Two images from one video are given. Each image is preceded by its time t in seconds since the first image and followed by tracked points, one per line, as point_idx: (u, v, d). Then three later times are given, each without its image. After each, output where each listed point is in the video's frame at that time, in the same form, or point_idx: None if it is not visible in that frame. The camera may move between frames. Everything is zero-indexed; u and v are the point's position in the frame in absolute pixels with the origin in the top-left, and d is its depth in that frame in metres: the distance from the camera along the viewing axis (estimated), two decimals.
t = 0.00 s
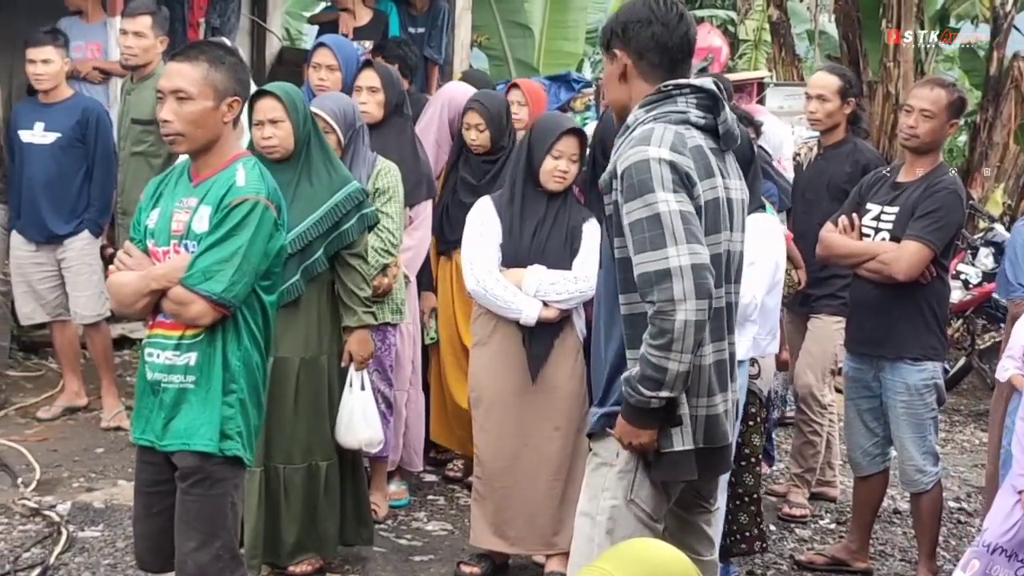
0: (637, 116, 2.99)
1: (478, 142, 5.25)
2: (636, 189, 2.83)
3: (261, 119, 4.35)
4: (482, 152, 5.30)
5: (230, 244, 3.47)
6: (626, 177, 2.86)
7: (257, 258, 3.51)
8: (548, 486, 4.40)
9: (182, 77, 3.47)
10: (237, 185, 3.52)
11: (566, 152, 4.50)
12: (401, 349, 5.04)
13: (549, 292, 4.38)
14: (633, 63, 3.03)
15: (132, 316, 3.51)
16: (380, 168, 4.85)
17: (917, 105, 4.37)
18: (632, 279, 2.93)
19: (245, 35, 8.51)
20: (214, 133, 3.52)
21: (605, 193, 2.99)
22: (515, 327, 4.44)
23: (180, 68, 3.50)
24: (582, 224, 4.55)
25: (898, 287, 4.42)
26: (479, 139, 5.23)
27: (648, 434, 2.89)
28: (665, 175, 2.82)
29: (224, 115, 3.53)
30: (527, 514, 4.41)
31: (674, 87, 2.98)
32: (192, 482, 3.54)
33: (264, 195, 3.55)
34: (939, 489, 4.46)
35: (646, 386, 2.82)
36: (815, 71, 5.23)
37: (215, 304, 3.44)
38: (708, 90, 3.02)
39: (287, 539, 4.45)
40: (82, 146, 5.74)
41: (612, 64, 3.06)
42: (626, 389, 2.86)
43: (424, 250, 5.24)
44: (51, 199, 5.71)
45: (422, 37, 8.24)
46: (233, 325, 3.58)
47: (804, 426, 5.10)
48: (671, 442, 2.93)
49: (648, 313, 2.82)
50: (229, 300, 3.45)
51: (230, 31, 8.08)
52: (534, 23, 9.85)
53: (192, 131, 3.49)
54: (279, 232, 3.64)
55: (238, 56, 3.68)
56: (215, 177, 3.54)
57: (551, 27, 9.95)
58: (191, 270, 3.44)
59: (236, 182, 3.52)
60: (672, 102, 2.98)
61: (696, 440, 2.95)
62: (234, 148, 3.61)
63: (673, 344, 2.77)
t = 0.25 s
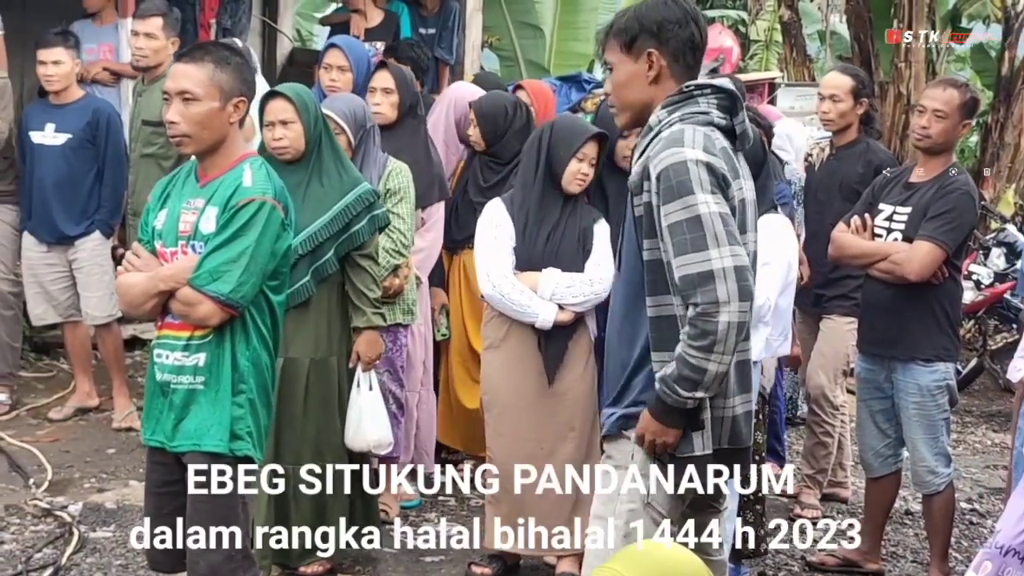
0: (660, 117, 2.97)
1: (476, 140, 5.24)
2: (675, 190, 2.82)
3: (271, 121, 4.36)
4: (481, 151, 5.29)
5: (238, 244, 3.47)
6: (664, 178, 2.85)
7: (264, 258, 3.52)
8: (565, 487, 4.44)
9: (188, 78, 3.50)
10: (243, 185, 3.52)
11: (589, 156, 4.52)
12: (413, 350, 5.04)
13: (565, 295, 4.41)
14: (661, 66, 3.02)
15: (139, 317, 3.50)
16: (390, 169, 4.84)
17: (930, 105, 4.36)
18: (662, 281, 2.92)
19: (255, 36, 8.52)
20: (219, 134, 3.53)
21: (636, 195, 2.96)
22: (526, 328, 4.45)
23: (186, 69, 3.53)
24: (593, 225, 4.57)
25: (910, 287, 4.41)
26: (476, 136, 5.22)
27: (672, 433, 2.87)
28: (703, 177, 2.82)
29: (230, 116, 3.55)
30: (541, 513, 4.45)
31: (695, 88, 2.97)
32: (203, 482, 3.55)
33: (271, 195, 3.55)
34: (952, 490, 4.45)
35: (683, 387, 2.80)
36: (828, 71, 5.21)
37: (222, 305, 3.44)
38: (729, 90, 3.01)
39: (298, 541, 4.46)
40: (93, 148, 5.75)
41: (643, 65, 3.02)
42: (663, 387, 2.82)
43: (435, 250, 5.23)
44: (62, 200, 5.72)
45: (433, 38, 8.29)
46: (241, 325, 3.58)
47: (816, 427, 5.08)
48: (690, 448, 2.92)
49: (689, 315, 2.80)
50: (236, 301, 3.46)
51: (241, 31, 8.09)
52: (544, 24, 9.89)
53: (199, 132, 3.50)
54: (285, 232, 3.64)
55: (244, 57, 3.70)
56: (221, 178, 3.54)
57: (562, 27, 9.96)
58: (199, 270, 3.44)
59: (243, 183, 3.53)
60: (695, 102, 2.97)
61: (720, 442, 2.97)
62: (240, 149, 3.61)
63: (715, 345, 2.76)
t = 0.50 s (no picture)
0: (684, 118, 2.98)
1: (485, 140, 5.23)
2: (715, 194, 2.83)
3: (278, 122, 4.38)
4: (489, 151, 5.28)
5: (240, 245, 3.48)
6: (702, 181, 2.86)
7: (267, 258, 3.52)
8: (575, 487, 4.45)
9: (189, 79, 3.51)
10: (245, 186, 3.53)
11: (603, 158, 4.50)
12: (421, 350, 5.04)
13: (577, 297, 4.43)
14: (683, 70, 3.03)
15: (144, 318, 3.54)
16: (398, 169, 4.84)
17: (939, 105, 4.36)
18: (690, 283, 2.92)
19: (263, 37, 8.53)
20: (222, 135, 3.54)
21: (667, 197, 2.96)
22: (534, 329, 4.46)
23: (187, 71, 3.54)
24: (602, 226, 4.59)
25: (920, 288, 4.41)
26: (485, 136, 5.21)
27: (687, 434, 2.89)
28: (744, 182, 2.84)
29: (232, 116, 3.56)
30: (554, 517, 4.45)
31: (718, 89, 2.99)
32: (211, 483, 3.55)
33: (273, 195, 3.56)
34: (962, 491, 4.44)
35: (706, 389, 2.82)
36: (838, 72, 5.23)
37: (225, 305, 3.46)
38: (748, 92, 3.04)
39: (304, 542, 4.45)
40: (101, 149, 5.75)
41: (669, 67, 3.01)
42: (685, 387, 2.85)
43: (444, 252, 5.24)
44: (70, 201, 5.73)
45: (441, 39, 8.36)
46: (245, 325, 3.59)
47: (825, 428, 5.07)
48: (704, 449, 2.92)
49: (720, 320, 2.83)
50: (238, 301, 3.47)
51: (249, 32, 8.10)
52: (552, 25, 9.95)
53: (200, 133, 3.51)
54: (287, 232, 3.64)
55: (245, 58, 3.71)
56: (224, 179, 3.56)
57: (570, 28, 10.01)
58: (202, 270, 3.46)
59: (245, 183, 3.54)
60: (717, 104, 2.99)
61: (738, 444, 2.96)
62: (242, 149, 3.63)
63: (746, 351, 2.79)
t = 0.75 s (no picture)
0: (711, 118, 3.09)
1: (505, 141, 5.21)
2: (750, 196, 2.95)
3: (286, 123, 4.38)
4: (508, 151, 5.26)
5: (245, 244, 3.48)
6: (738, 183, 2.97)
7: (272, 257, 3.52)
8: (580, 488, 4.45)
9: (195, 79, 3.52)
10: (251, 184, 3.54)
11: (620, 160, 4.48)
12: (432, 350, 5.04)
13: (583, 298, 4.42)
14: (715, 71, 3.12)
15: (151, 318, 3.54)
16: (406, 169, 4.85)
17: (951, 105, 4.35)
18: (716, 284, 3.04)
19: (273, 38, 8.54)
20: (228, 134, 3.56)
21: (701, 197, 3.06)
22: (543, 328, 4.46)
23: (193, 70, 3.54)
24: (615, 228, 4.56)
25: (932, 288, 4.40)
26: (507, 137, 5.20)
27: (698, 442, 2.99)
28: (776, 185, 2.96)
29: (238, 115, 3.57)
30: (563, 513, 4.45)
31: (741, 89, 3.10)
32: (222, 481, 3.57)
33: (278, 194, 3.57)
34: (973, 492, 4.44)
35: (718, 396, 2.94)
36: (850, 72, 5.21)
37: (231, 304, 3.45)
38: (765, 92, 3.16)
39: (314, 543, 4.42)
40: (112, 149, 5.76)
41: (702, 67, 3.10)
42: (697, 394, 2.97)
43: (454, 253, 5.25)
44: (80, 201, 5.74)
45: (451, 39, 8.42)
46: (253, 324, 3.59)
47: (837, 428, 5.06)
48: (724, 451, 3.01)
49: (735, 325, 2.96)
50: (244, 300, 3.47)
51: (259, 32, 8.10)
52: (561, 25, 9.93)
53: (206, 132, 3.53)
54: (293, 231, 3.64)
55: (251, 57, 3.72)
56: (231, 178, 3.58)
57: (580, 28, 10.02)
58: (208, 270, 3.46)
59: (251, 182, 3.56)
60: (740, 104, 3.10)
61: (754, 444, 3.04)
62: (248, 149, 3.64)
63: (758, 356, 2.93)
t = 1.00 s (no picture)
0: (736, 115, 3.11)
1: (534, 141, 5.22)
2: (781, 195, 2.95)
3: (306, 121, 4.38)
4: (534, 151, 5.28)
5: (267, 241, 3.48)
6: (769, 181, 2.98)
7: (294, 255, 3.52)
8: (595, 485, 4.49)
9: (218, 77, 3.51)
10: (273, 182, 3.55)
11: (646, 160, 4.46)
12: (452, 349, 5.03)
13: (599, 298, 4.40)
14: (743, 69, 3.14)
15: (173, 315, 3.56)
16: (426, 166, 4.83)
17: (974, 103, 4.33)
18: (744, 282, 3.05)
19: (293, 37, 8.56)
20: (251, 132, 3.55)
21: (731, 194, 3.06)
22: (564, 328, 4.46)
23: (216, 67, 3.54)
24: (638, 230, 4.55)
25: (955, 286, 4.38)
26: (536, 137, 5.21)
27: (729, 444, 3.00)
28: (807, 184, 2.96)
29: (260, 114, 3.57)
30: (575, 512, 4.49)
31: (762, 86, 3.13)
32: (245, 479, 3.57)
33: (301, 192, 3.57)
34: (996, 491, 4.42)
35: (748, 397, 2.96)
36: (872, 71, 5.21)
37: (253, 301, 3.46)
38: (785, 89, 3.20)
39: (336, 541, 4.44)
40: (132, 148, 5.78)
41: (731, 65, 3.11)
42: (726, 396, 2.99)
43: (474, 250, 5.24)
44: (100, 200, 5.75)
45: (472, 38, 8.46)
46: (274, 321, 3.60)
47: (858, 427, 5.05)
48: (755, 447, 3.05)
49: (761, 323, 2.98)
50: (266, 297, 3.47)
51: (278, 31, 8.12)
52: (581, 24, 9.94)
53: (230, 130, 3.53)
54: (315, 229, 3.65)
55: (274, 55, 3.72)
56: (253, 176, 3.58)
57: (599, 28, 10.03)
58: (229, 267, 3.46)
59: (273, 179, 3.56)
60: (762, 101, 3.13)
61: (782, 440, 3.08)
62: (271, 147, 3.64)
63: (786, 355, 2.95)
